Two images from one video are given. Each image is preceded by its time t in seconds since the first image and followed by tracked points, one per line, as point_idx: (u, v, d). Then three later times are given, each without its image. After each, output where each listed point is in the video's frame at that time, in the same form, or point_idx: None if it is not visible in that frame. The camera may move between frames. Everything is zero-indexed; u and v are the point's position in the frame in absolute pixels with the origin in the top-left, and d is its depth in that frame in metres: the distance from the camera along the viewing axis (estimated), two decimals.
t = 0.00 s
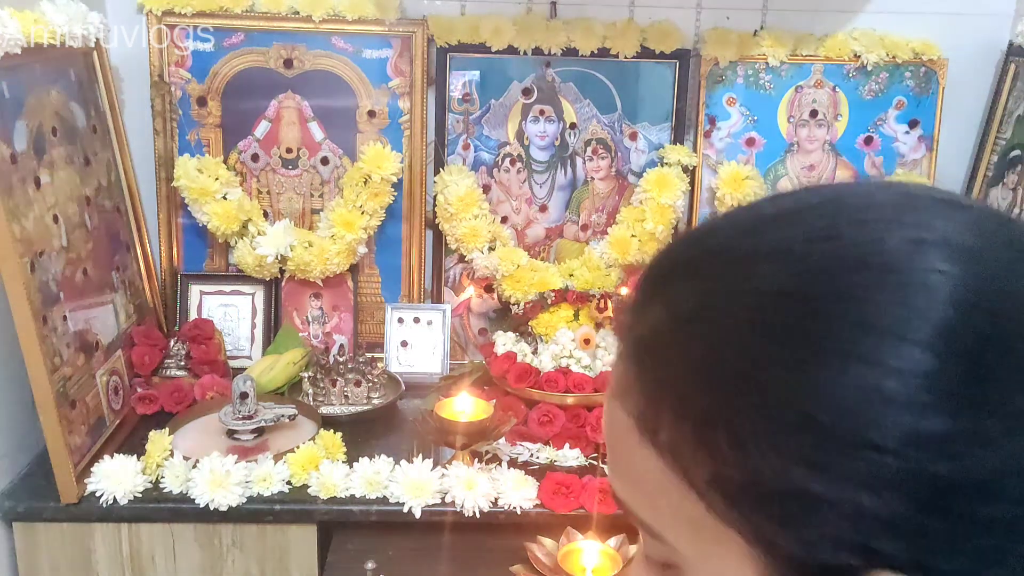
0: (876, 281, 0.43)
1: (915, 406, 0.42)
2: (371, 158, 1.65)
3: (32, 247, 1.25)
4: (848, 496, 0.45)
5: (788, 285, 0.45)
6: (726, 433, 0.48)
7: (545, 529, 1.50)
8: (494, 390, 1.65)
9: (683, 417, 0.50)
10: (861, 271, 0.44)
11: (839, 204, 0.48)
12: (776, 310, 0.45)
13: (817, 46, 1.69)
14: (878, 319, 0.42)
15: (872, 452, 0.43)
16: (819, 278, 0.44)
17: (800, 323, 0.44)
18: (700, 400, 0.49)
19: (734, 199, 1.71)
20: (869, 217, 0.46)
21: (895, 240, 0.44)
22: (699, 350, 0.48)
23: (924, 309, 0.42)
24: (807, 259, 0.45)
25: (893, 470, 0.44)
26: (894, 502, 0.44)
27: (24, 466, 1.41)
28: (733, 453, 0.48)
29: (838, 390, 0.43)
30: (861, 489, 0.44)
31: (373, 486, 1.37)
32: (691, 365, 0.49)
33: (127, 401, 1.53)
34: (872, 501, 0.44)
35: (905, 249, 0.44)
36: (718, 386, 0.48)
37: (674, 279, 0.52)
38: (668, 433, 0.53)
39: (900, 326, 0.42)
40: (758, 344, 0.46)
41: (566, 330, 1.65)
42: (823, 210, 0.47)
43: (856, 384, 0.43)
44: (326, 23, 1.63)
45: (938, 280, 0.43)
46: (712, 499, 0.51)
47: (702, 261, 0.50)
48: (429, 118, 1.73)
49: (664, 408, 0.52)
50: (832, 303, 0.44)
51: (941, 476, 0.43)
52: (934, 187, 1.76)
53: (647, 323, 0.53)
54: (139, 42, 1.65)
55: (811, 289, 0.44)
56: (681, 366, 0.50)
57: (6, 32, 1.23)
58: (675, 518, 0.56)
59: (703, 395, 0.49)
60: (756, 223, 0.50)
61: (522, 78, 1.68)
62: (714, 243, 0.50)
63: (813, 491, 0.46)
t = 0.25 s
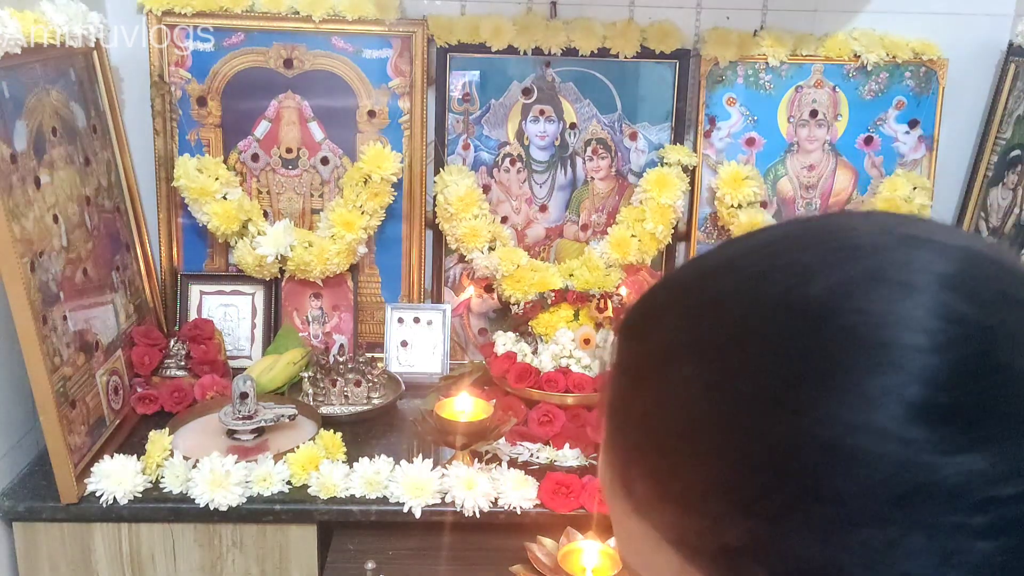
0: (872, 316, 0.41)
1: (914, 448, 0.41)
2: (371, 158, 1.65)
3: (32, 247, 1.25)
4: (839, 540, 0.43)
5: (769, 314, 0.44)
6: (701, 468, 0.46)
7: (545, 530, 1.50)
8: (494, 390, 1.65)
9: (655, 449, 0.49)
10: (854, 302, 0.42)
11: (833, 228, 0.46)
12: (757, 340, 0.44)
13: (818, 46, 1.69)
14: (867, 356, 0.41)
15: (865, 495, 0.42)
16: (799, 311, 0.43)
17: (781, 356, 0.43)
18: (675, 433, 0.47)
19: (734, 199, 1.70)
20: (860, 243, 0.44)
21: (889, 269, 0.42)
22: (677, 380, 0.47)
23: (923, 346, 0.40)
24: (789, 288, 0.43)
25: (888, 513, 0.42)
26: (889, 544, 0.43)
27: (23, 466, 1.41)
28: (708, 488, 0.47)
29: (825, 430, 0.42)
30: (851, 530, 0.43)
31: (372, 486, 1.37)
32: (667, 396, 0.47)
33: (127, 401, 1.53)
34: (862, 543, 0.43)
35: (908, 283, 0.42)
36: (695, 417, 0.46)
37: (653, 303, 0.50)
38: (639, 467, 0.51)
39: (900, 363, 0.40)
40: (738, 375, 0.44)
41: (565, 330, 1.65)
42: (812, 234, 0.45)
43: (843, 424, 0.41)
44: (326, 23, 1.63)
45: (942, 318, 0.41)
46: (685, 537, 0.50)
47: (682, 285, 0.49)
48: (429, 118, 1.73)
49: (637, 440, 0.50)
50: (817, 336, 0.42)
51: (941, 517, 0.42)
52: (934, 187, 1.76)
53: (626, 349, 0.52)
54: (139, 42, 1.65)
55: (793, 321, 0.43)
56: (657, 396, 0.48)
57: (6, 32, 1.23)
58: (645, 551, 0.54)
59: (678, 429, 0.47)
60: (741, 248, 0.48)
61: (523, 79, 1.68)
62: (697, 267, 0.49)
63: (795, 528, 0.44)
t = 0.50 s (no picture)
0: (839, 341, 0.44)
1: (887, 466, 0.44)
2: (371, 158, 1.64)
3: (32, 247, 1.25)
4: (824, 559, 0.46)
5: (740, 335, 0.46)
6: (678, 481, 0.49)
7: (545, 530, 1.50)
8: (494, 390, 1.65)
9: (633, 464, 0.52)
10: (823, 325, 0.44)
11: (803, 247, 0.48)
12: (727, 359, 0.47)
13: (817, 46, 1.69)
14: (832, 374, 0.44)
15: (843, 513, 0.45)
16: (768, 331, 0.46)
17: (751, 375, 0.46)
18: (651, 449, 0.50)
19: (734, 199, 1.70)
20: (828, 263, 0.46)
21: (856, 291, 0.45)
22: (653, 398, 0.50)
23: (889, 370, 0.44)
24: (757, 310, 0.46)
25: (871, 533, 0.45)
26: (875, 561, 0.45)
27: (23, 466, 1.41)
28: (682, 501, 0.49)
29: (796, 450, 0.45)
30: (828, 548, 0.46)
31: (372, 486, 1.37)
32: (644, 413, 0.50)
33: (127, 401, 1.53)
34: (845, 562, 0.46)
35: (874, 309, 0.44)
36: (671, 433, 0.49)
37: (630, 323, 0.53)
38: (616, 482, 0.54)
39: (868, 385, 0.44)
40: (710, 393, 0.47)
41: (565, 330, 1.65)
42: (778, 253, 0.48)
43: (812, 439, 0.44)
44: (326, 23, 1.63)
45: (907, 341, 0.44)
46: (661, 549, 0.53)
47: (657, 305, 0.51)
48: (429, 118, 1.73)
49: (616, 452, 0.53)
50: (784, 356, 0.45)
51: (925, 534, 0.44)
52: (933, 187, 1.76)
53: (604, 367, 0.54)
54: (139, 42, 1.65)
55: (762, 340, 0.46)
56: (635, 413, 0.51)
57: (6, 32, 1.23)
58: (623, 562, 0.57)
59: (656, 443, 0.50)
60: (711, 269, 0.50)
61: (523, 78, 1.68)
62: (671, 288, 0.51)
63: (769, 540, 0.47)
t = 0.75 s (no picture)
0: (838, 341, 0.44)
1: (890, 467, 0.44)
2: (371, 158, 1.64)
3: (32, 247, 1.25)
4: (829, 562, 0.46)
5: (741, 333, 0.46)
6: (676, 480, 0.49)
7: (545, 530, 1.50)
8: (494, 390, 1.64)
9: (630, 465, 0.52)
10: (825, 325, 0.45)
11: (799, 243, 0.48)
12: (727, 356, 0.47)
13: (817, 46, 1.69)
14: (838, 373, 0.44)
15: (849, 516, 0.45)
16: (771, 328, 0.46)
17: (753, 373, 0.46)
18: (648, 449, 0.50)
19: (734, 199, 1.71)
20: (827, 260, 0.46)
21: (854, 289, 0.45)
22: (653, 397, 0.49)
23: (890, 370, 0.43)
24: (756, 308, 0.46)
25: (877, 534, 0.45)
26: (879, 563, 0.45)
27: (23, 466, 1.41)
28: (681, 502, 0.49)
29: (800, 450, 0.45)
30: (833, 551, 0.46)
31: (372, 486, 1.37)
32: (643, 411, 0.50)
33: (127, 401, 1.53)
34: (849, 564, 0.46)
35: (872, 308, 0.44)
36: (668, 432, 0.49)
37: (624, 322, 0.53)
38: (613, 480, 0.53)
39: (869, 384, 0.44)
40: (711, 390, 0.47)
41: (566, 330, 1.64)
42: (776, 251, 0.49)
43: (813, 436, 0.44)
44: (326, 23, 1.63)
45: (906, 340, 0.44)
46: (658, 550, 0.53)
47: (653, 302, 0.51)
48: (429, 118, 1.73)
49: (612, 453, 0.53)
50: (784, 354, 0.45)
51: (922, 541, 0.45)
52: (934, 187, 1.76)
53: (596, 366, 0.54)
54: (139, 42, 1.65)
55: (765, 337, 0.46)
56: (633, 412, 0.51)
57: (6, 32, 1.23)
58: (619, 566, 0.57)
59: (654, 442, 0.50)
60: (705, 268, 0.50)
61: (522, 79, 1.69)
62: (664, 287, 0.51)
63: (770, 539, 0.47)
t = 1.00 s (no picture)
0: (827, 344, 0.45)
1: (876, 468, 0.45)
2: (371, 158, 1.64)
3: (32, 247, 1.25)
4: (825, 569, 0.46)
5: (731, 338, 0.47)
6: (663, 487, 0.49)
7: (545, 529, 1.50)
8: (494, 390, 1.64)
9: (615, 474, 0.51)
10: (813, 328, 0.45)
11: (782, 248, 0.49)
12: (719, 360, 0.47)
13: (818, 46, 1.69)
14: (825, 376, 0.45)
15: (843, 521, 0.45)
16: (760, 333, 0.46)
17: (743, 378, 0.46)
18: (634, 456, 0.50)
19: (734, 199, 1.71)
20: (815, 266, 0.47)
21: (840, 294, 0.46)
22: (640, 404, 0.49)
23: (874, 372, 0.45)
24: (742, 313, 0.47)
25: (869, 538, 0.45)
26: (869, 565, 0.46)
27: (23, 466, 1.41)
28: (669, 510, 0.49)
29: (793, 455, 0.45)
30: (824, 553, 0.46)
31: (372, 486, 1.37)
32: (630, 418, 0.50)
33: (127, 401, 1.53)
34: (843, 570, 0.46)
35: (858, 310, 0.45)
36: (656, 439, 0.49)
37: (602, 329, 0.53)
38: (597, 489, 0.53)
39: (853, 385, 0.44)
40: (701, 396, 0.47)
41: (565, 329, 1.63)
42: (773, 254, 0.49)
43: (799, 439, 0.45)
44: (326, 23, 1.63)
45: (889, 340, 0.45)
46: (648, 559, 0.52)
47: (634, 309, 0.51)
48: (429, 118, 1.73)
49: (596, 462, 0.52)
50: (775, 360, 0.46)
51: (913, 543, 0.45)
52: (933, 187, 1.76)
53: (578, 375, 0.54)
54: (139, 42, 1.65)
55: (755, 342, 0.46)
56: (619, 420, 0.50)
57: (6, 32, 1.23)
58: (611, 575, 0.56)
59: (640, 450, 0.49)
60: (683, 274, 0.51)
61: (523, 79, 1.68)
62: (642, 293, 0.52)
63: (760, 544, 0.47)
